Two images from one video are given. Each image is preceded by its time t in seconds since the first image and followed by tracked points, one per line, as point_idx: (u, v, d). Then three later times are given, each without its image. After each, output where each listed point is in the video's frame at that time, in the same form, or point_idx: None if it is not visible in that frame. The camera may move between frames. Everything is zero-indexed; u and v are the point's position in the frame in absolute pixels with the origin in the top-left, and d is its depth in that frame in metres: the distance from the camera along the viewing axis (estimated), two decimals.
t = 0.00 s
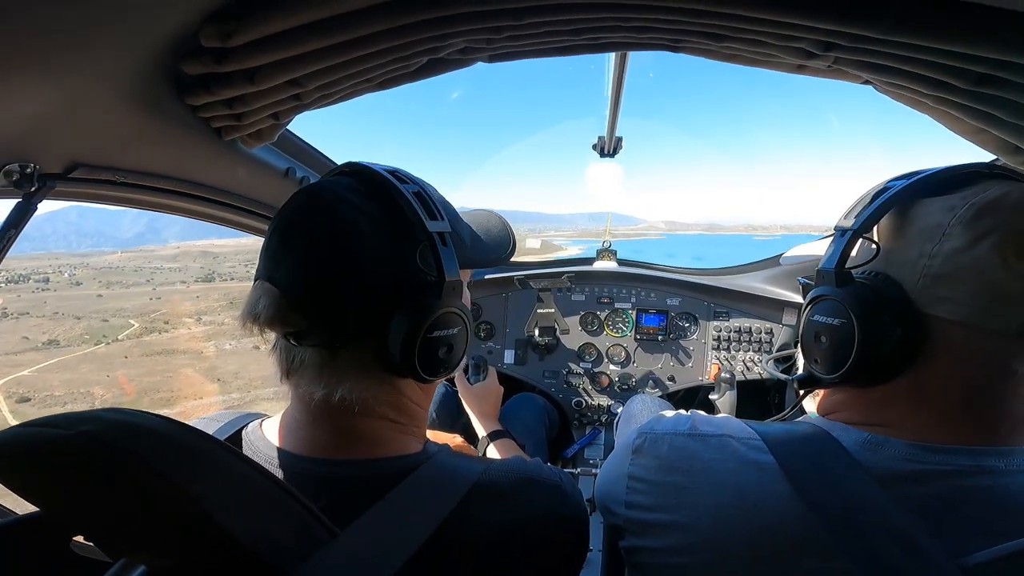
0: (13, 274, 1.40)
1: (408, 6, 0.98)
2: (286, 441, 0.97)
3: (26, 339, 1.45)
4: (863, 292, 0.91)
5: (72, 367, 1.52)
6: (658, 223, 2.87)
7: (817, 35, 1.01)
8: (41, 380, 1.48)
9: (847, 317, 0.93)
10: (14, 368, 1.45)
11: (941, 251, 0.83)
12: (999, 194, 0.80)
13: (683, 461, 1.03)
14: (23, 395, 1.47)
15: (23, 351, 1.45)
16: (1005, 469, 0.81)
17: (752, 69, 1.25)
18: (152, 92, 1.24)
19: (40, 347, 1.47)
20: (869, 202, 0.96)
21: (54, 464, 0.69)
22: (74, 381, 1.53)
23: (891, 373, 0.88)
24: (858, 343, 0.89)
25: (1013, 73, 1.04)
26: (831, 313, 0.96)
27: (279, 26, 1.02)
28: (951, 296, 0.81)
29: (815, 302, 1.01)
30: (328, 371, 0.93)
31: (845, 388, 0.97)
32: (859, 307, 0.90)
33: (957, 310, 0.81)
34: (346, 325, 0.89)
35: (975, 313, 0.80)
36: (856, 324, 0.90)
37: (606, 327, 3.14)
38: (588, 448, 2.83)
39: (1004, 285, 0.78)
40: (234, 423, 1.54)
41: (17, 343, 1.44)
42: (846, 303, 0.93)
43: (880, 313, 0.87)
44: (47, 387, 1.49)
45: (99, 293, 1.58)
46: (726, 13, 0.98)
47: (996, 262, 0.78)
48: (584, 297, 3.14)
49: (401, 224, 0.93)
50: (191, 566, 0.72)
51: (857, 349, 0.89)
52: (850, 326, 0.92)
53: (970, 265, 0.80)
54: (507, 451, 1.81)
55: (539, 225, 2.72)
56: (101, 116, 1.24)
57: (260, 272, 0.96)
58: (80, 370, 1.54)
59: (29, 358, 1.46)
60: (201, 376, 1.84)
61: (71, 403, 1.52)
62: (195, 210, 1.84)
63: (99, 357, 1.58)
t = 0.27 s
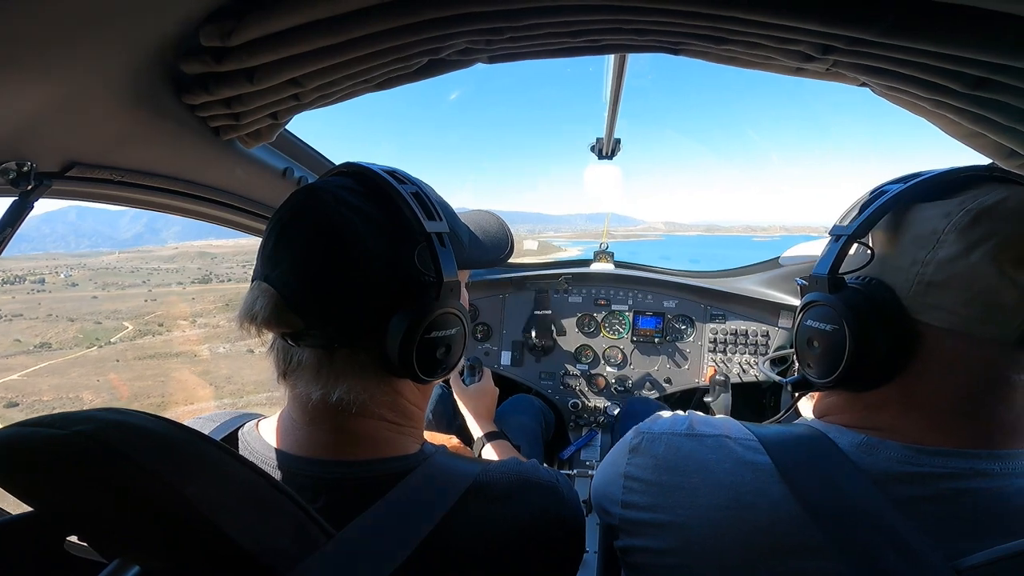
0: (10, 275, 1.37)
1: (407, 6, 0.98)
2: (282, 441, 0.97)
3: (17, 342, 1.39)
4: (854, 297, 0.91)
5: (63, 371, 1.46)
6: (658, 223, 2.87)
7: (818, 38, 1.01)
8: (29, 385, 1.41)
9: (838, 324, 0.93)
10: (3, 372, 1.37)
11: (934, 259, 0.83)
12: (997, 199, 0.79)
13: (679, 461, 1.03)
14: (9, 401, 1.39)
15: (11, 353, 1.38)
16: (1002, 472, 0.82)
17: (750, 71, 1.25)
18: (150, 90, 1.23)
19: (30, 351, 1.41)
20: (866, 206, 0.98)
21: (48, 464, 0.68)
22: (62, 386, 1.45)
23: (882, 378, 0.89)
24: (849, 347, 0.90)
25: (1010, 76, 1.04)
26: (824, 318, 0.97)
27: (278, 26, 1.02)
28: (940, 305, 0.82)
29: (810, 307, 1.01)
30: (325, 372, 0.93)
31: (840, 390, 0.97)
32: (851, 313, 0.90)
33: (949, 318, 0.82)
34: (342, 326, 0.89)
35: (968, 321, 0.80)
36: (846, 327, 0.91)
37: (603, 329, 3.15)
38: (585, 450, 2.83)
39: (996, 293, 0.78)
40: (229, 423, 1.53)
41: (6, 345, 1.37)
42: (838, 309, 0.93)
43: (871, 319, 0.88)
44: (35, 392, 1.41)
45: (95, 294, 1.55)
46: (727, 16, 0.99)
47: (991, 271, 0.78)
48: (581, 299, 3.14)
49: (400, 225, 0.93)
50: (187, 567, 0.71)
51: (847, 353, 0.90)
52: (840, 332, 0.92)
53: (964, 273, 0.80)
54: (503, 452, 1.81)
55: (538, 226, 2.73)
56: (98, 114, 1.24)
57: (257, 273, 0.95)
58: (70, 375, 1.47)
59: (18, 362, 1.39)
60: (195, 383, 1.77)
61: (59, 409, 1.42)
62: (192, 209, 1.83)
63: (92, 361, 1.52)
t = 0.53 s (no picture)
0: (5, 276, 1.35)
1: (402, 5, 0.98)
2: (276, 441, 0.97)
3: (9, 344, 1.37)
4: (843, 299, 0.92)
5: (53, 375, 1.44)
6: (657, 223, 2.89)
7: (811, 40, 1.02)
8: (18, 390, 1.40)
9: (827, 326, 0.95)
10: None
11: (922, 261, 0.84)
12: (985, 203, 0.80)
13: (674, 462, 1.03)
14: None
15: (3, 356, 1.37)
16: (995, 472, 0.83)
17: (744, 73, 1.26)
18: (144, 90, 1.23)
19: (22, 353, 1.40)
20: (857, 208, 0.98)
21: (38, 465, 0.67)
22: (51, 391, 1.43)
23: (874, 378, 0.89)
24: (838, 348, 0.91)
25: (1002, 78, 1.05)
26: (814, 320, 0.99)
27: (272, 26, 1.01)
28: (927, 306, 0.83)
29: (802, 308, 1.03)
30: (319, 372, 0.93)
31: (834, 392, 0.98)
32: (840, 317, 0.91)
33: (935, 320, 0.82)
34: (336, 325, 0.89)
35: (953, 322, 0.80)
36: (835, 331, 0.92)
37: (598, 330, 3.15)
38: (579, 451, 2.83)
39: (982, 294, 0.78)
40: (223, 424, 1.53)
41: None
42: (830, 313, 0.94)
43: (859, 321, 0.89)
44: (23, 397, 1.39)
45: (90, 295, 1.53)
46: (722, 17, 0.99)
47: (977, 273, 0.79)
48: (576, 300, 3.14)
49: (393, 224, 0.93)
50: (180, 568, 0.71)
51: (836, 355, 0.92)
52: (829, 333, 0.94)
53: (952, 275, 0.80)
54: (497, 453, 1.81)
55: (536, 227, 2.73)
56: (91, 114, 1.23)
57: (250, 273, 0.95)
58: (61, 379, 1.45)
59: (10, 366, 1.38)
60: (190, 387, 1.76)
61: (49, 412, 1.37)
62: (185, 209, 1.83)
63: (83, 365, 1.50)
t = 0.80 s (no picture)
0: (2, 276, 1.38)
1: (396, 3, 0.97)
2: (271, 440, 0.96)
3: None
4: (852, 296, 0.92)
5: (43, 379, 1.41)
6: (656, 223, 2.87)
7: (803, 37, 1.02)
8: (7, 394, 1.36)
9: (835, 322, 0.94)
10: None
11: (935, 262, 0.83)
12: (1004, 206, 0.80)
13: (671, 459, 1.03)
14: None
15: None
16: (990, 469, 0.83)
17: (737, 71, 1.26)
18: (134, 88, 1.21)
19: (14, 357, 1.37)
20: (871, 204, 0.96)
21: (25, 466, 0.66)
22: (41, 395, 1.39)
23: (871, 375, 0.90)
24: (844, 345, 0.91)
25: (995, 76, 1.06)
26: (821, 315, 0.98)
27: (265, 23, 1.00)
28: (937, 308, 0.83)
29: (809, 302, 1.02)
30: (317, 372, 0.92)
31: (832, 389, 0.98)
32: (847, 312, 0.91)
33: (943, 322, 0.83)
34: (334, 325, 0.88)
35: (960, 325, 0.81)
36: (842, 328, 0.91)
37: (592, 328, 3.15)
38: (575, 449, 2.83)
39: (993, 300, 0.79)
40: (215, 424, 1.51)
41: None
42: (837, 308, 0.93)
43: (866, 316, 0.89)
44: (12, 401, 1.36)
45: (83, 298, 1.52)
46: (715, 15, 0.99)
47: (989, 278, 0.79)
48: (571, 298, 3.14)
49: (392, 224, 0.92)
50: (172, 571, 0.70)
51: (841, 352, 0.91)
52: (837, 330, 0.93)
53: (964, 279, 0.80)
54: (493, 452, 1.81)
55: (536, 227, 2.72)
56: (80, 113, 1.22)
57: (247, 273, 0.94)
58: (51, 383, 1.42)
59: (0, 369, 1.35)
60: (181, 393, 1.72)
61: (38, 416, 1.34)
62: (176, 208, 1.81)
63: (74, 368, 1.47)
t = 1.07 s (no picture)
0: None
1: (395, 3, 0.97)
2: (266, 439, 0.96)
3: None
4: (857, 294, 0.92)
5: (33, 383, 1.38)
6: (655, 223, 2.86)
7: (800, 38, 1.03)
8: None
9: (839, 319, 0.94)
10: None
11: (941, 259, 0.84)
12: (1006, 203, 0.81)
13: (668, 458, 1.03)
14: None
15: None
16: (983, 467, 0.84)
17: (734, 71, 1.26)
18: (130, 87, 1.21)
19: (5, 360, 1.36)
20: (873, 202, 0.96)
21: (19, 467, 0.66)
22: (30, 400, 1.36)
23: (867, 375, 0.90)
24: (848, 343, 0.91)
25: (990, 76, 1.06)
26: (824, 314, 0.98)
27: (263, 22, 1.00)
28: (943, 306, 0.83)
29: (812, 301, 1.02)
30: (311, 371, 0.92)
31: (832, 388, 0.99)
32: (851, 307, 0.91)
33: (951, 319, 0.83)
34: (329, 323, 0.88)
35: (966, 322, 0.81)
36: (846, 325, 0.91)
37: (589, 327, 3.16)
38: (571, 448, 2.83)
39: (1000, 296, 0.79)
40: (211, 424, 1.51)
41: None
42: (840, 306, 0.93)
43: (868, 312, 0.89)
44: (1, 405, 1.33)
45: (79, 299, 1.50)
46: (713, 15, 0.99)
47: (995, 275, 0.80)
48: (567, 297, 3.15)
49: (386, 223, 0.92)
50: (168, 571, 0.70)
51: (846, 351, 0.91)
52: (841, 328, 0.93)
53: (969, 276, 0.81)
54: (489, 450, 1.81)
55: (536, 228, 2.73)
56: (76, 111, 1.21)
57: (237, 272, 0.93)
58: (40, 388, 1.38)
59: None
60: (170, 397, 1.66)
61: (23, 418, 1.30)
62: (172, 207, 1.80)
63: (64, 372, 1.44)
